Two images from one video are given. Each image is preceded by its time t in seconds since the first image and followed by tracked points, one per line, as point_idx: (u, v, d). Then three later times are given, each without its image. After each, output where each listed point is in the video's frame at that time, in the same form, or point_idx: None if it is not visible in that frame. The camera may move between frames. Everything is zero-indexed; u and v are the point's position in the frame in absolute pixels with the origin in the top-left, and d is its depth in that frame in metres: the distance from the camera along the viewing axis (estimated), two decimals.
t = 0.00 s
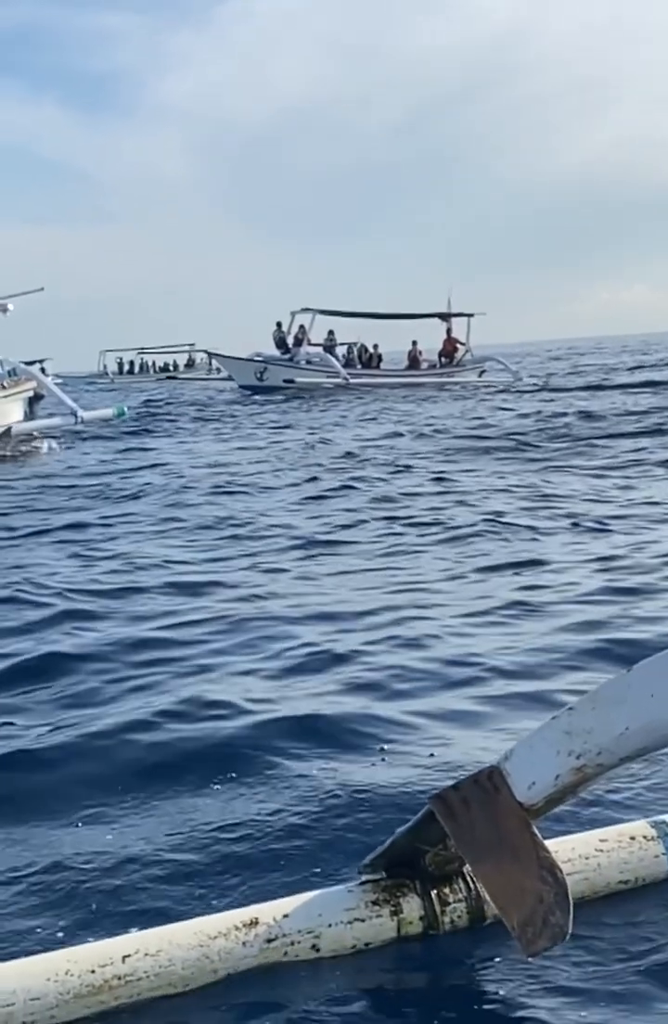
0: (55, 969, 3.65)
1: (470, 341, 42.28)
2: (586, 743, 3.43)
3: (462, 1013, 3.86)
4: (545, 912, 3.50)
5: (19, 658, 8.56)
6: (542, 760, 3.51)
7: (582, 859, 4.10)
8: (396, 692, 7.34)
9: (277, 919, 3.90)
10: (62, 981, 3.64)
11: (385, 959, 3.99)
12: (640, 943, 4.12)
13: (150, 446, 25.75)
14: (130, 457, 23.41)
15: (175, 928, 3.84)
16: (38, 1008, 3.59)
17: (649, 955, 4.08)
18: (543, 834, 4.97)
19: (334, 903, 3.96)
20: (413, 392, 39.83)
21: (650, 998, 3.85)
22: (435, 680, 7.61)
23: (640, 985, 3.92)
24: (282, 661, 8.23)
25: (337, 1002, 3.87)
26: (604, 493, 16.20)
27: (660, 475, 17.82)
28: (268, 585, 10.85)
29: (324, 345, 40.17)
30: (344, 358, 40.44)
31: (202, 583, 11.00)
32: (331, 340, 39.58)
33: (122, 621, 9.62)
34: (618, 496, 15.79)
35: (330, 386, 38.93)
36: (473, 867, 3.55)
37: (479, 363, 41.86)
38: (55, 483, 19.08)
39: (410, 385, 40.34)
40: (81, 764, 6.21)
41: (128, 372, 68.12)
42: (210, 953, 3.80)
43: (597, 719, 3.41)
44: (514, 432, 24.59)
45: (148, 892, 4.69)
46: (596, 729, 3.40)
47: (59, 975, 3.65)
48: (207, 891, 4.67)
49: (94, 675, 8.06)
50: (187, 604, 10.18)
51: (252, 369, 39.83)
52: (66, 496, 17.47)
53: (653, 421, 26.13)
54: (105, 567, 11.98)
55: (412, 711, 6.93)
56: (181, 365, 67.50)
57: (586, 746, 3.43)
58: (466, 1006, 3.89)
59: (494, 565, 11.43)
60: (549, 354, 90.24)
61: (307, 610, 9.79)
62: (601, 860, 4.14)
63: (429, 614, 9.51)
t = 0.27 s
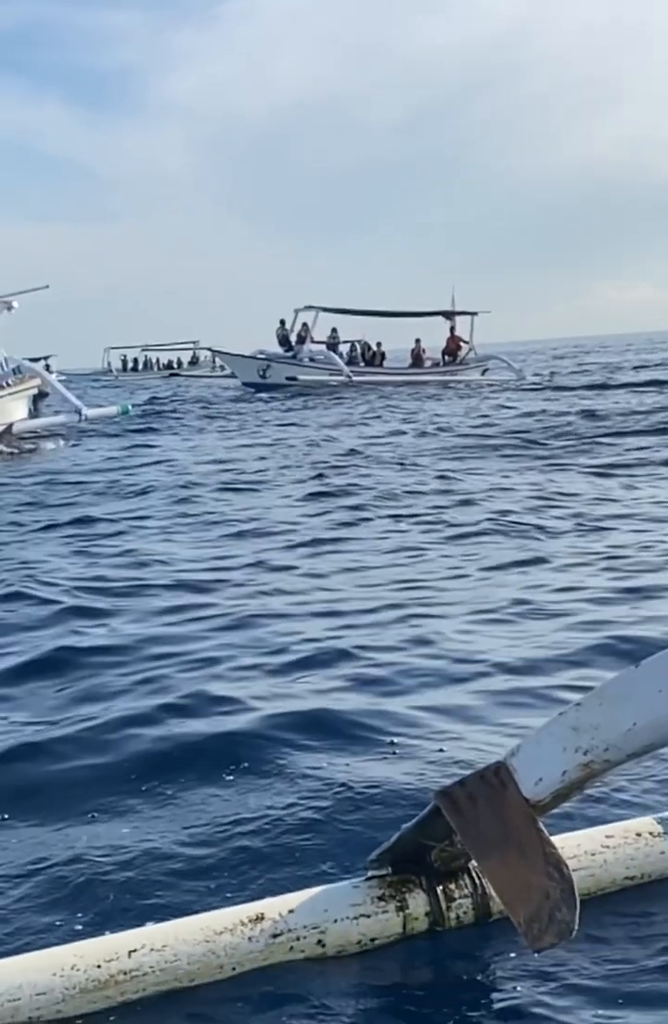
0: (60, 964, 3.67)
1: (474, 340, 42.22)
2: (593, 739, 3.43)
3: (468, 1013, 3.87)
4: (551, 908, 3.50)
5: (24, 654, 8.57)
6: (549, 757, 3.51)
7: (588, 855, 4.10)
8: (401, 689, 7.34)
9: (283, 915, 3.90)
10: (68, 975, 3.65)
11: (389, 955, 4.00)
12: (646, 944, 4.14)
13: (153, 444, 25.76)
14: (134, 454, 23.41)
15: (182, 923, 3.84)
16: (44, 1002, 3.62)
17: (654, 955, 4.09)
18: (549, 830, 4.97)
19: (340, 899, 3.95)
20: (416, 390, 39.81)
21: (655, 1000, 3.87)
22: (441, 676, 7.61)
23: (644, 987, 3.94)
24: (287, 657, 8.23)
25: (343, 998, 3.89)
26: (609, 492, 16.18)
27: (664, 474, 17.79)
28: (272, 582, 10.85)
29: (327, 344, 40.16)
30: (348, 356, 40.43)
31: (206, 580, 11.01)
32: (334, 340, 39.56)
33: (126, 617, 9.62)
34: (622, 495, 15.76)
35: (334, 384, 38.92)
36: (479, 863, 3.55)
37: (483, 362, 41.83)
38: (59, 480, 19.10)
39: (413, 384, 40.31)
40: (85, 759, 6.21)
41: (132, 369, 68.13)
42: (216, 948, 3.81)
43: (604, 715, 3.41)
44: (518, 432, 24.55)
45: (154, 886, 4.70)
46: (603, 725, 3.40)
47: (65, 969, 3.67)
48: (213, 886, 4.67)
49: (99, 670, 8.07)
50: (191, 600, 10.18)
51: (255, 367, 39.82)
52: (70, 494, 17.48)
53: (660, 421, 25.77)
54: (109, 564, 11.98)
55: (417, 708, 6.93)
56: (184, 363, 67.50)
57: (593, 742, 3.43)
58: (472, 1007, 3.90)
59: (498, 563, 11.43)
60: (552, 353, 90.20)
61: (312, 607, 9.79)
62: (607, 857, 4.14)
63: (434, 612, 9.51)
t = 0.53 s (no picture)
0: (68, 960, 3.68)
1: (477, 340, 42.22)
2: (601, 737, 3.42)
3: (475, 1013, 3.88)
4: (559, 906, 3.49)
5: (29, 652, 8.57)
6: (557, 755, 3.50)
7: (595, 854, 4.10)
8: (407, 687, 7.34)
9: (290, 912, 3.90)
10: (75, 972, 3.66)
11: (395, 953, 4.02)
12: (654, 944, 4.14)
13: (158, 442, 25.78)
14: (138, 453, 23.41)
15: (188, 919, 3.85)
16: (51, 998, 3.64)
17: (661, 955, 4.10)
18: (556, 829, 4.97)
19: (347, 896, 3.95)
20: (420, 390, 39.80)
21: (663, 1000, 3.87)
22: (446, 675, 7.60)
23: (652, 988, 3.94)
24: (293, 655, 8.23)
25: (349, 997, 3.90)
26: (613, 492, 16.18)
27: None
28: (277, 581, 10.85)
29: (330, 344, 40.17)
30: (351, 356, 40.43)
31: (211, 578, 11.01)
32: (337, 339, 39.56)
33: (132, 615, 9.63)
34: (626, 495, 15.76)
35: (337, 384, 38.92)
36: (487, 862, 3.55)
37: (486, 362, 41.82)
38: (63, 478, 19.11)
39: (416, 384, 40.31)
40: (91, 756, 6.21)
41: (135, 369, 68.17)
42: (223, 945, 3.81)
43: (613, 713, 3.40)
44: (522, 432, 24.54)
45: (159, 883, 4.71)
46: (612, 723, 3.40)
47: (72, 965, 3.67)
48: (219, 884, 4.68)
49: (105, 668, 8.07)
50: (196, 598, 10.18)
51: (258, 366, 39.83)
52: (74, 492, 17.48)
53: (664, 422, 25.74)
54: (114, 562, 11.99)
55: (423, 706, 6.93)
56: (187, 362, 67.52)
57: (602, 740, 3.42)
58: (479, 1006, 3.91)
59: (503, 563, 11.43)
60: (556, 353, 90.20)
61: (317, 606, 9.80)
62: (614, 855, 4.14)
63: (439, 611, 9.50)
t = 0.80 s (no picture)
0: (78, 957, 3.70)
1: (484, 340, 42.21)
2: (613, 737, 3.42)
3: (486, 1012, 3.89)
4: (570, 905, 3.51)
5: (40, 650, 8.59)
6: (568, 753, 3.50)
7: (606, 852, 4.11)
8: (418, 686, 7.34)
9: (300, 910, 3.90)
10: (85, 968, 3.68)
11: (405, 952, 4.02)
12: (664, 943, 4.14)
13: (165, 442, 25.81)
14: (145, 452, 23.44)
15: (199, 916, 3.85)
16: (63, 994, 3.66)
17: None
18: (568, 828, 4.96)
19: (357, 893, 3.95)
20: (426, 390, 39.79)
21: None
22: (457, 674, 7.61)
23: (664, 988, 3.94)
24: (303, 653, 8.23)
25: (358, 997, 3.91)
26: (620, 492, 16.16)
27: None
28: (286, 580, 10.85)
29: (336, 344, 40.18)
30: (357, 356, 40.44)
31: (221, 578, 11.02)
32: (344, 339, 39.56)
33: (142, 614, 9.63)
34: (633, 496, 15.75)
35: (343, 384, 38.92)
36: (497, 860, 3.56)
37: (492, 362, 41.81)
38: (70, 477, 19.14)
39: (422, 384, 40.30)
40: (101, 754, 6.21)
41: (141, 369, 68.26)
42: (233, 942, 3.82)
43: (625, 712, 3.40)
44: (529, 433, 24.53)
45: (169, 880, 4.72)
46: (624, 722, 3.40)
47: (82, 962, 3.69)
48: (229, 880, 4.68)
49: (115, 666, 8.08)
50: (206, 597, 10.18)
51: (264, 366, 39.85)
52: (82, 491, 17.50)
53: None
54: (123, 561, 12.00)
55: (433, 705, 6.92)
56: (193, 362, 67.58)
57: (613, 739, 3.42)
58: (490, 1006, 3.92)
59: (512, 563, 11.43)
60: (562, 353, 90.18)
61: (327, 605, 9.80)
62: (624, 853, 4.14)
63: (449, 611, 9.50)
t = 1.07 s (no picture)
0: (93, 954, 3.70)
1: (493, 341, 42.18)
2: (628, 736, 3.42)
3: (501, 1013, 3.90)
4: (585, 904, 3.51)
5: (53, 649, 8.59)
6: (583, 753, 3.50)
7: (620, 852, 4.10)
8: (432, 686, 7.33)
9: (314, 908, 3.90)
10: (100, 965, 3.68)
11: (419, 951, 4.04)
12: None
13: (175, 442, 25.82)
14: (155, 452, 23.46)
15: (213, 914, 3.85)
16: (77, 990, 3.67)
17: None
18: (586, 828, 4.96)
19: (372, 892, 3.95)
20: (435, 391, 39.77)
21: None
22: (470, 674, 7.60)
23: None
24: (317, 652, 8.22)
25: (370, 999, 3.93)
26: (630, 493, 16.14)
27: None
28: (299, 579, 10.84)
29: (346, 344, 40.18)
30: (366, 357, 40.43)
31: (234, 577, 11.02)
32: (353, 339, 39.56)
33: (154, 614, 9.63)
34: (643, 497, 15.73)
35: (352, 384, 38.91)
36: (512, 859, 3.56)
37: (502, 363, 41.78)
38: (81, 477, 19.15)
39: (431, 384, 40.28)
40: (115, 752, 6.22)
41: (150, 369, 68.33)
42: (247, 940, 3.81)
43: (641, 711, 3.40)
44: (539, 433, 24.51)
45: (183, 878, 4.72)
46: (640, 722, 3.40)
47: (97, 959, 3.69)
48: (242, 879, 4.68)
49: (128, 665, 8.08)
50: (218, 596, 10.18)
51: (273, 366, 39.85)
52: (93, 491, 17.52)
53: None
54: (135, 561, 12.00)
55: (445, 705, 6.93)
56: (202, 362, 67.63)
57: (629, 739, 3.42)
58: (503, 1007, 3.94)
59: (525, 563, 11.42)
60: (571, 354, 90.10)
61: (340, 605, 9.79)
62: (639, 852, 4.13)
63: (462, 611, 9.49)
